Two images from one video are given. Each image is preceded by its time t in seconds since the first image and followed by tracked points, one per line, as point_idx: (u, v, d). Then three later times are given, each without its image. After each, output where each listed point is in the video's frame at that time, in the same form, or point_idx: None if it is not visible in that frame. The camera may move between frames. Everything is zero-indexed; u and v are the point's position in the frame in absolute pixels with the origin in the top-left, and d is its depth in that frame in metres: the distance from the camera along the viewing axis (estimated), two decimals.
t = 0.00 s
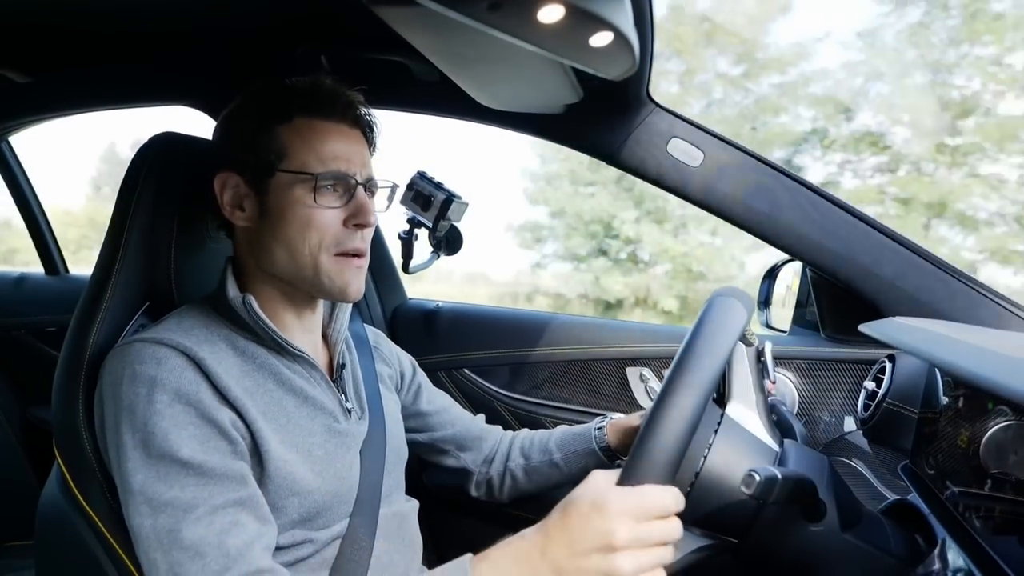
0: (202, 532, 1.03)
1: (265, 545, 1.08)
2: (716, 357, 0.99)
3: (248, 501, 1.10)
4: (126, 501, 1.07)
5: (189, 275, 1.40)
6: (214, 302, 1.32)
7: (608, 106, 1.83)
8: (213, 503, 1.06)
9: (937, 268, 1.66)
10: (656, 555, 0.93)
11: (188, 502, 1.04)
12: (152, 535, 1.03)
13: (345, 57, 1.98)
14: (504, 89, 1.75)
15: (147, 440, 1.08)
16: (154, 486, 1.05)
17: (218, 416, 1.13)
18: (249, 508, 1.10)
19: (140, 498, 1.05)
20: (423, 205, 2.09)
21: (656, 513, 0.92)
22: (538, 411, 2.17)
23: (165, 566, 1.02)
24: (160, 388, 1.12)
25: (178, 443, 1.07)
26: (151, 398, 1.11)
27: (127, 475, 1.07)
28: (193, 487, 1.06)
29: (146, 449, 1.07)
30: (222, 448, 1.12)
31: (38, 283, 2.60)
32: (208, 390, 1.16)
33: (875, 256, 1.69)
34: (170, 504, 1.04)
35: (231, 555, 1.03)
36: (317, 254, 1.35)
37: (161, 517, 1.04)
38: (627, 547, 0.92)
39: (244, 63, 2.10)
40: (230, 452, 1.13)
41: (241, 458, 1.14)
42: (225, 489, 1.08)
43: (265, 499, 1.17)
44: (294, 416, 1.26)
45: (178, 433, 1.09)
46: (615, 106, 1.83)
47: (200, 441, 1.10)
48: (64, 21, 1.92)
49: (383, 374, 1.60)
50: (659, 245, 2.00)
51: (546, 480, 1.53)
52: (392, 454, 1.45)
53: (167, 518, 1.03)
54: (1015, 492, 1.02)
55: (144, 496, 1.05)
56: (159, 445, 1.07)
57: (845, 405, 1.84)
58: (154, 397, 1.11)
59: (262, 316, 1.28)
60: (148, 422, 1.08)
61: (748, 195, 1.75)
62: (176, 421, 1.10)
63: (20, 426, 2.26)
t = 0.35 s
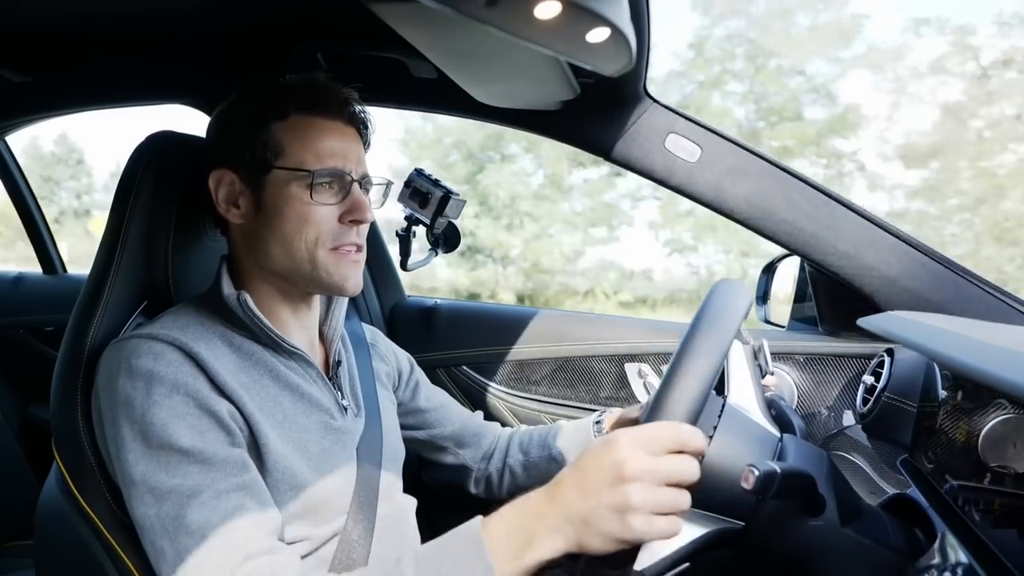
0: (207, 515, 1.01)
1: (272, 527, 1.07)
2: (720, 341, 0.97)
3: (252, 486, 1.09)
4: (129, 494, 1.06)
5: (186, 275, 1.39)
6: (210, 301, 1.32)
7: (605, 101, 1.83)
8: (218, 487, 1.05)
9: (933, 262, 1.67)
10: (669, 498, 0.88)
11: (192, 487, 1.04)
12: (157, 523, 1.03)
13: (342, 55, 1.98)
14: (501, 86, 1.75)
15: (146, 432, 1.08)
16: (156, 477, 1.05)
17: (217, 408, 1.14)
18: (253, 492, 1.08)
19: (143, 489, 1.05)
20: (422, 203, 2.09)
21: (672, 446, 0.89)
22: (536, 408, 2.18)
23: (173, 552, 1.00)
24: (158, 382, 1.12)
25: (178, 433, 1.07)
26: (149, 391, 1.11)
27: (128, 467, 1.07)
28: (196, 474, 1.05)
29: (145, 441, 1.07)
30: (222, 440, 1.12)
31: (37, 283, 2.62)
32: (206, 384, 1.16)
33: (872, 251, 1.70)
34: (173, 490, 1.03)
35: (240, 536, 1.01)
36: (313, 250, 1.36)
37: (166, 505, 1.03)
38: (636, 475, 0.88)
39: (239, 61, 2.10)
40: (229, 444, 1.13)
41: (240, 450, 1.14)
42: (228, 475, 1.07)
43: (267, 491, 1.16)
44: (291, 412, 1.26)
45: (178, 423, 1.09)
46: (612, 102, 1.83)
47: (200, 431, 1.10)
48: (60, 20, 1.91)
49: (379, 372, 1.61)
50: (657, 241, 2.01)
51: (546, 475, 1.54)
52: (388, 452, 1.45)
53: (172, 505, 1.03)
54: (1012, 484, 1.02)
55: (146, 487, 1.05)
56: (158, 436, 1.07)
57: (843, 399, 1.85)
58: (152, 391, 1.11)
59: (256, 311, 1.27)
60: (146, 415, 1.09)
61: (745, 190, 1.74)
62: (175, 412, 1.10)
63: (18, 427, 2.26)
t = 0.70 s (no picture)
0: (211, 510, 1.01)
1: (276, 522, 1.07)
2: (721, 338, 0.95)
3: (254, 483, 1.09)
4: (132, 493, 1.06)
5: (186, 278, 1.39)
6: (208, 303, 1.32)
7: (604, 102, 1.83)
8: (220, 484, 1.04)
9: (933, 262, 1.67)
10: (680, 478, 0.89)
11: (194, 483, 1.03)
12: (160, 520, 1.02)
13: (340, 56, 1.98)
14: (499, 87, 1.75)
15: (147, 430, 1.07)
16: (158, 475, 1.05)
17: (217, 407, 1.14)
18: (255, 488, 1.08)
19: (145, 487, 1.05)
20: (421, 204, 2.08)
21: (679, 426, 0.89)
22: (536, 409, 2.18)
23: (177, 548, 1.00)
24: (158, 382, 1.12)
25: (178, 431, 1.07)
26: (149, 391, 1.11)
27: (129, 466, 1.06)
28: (198, 472, 1.05)
29: (146, 440, 1.07)
30: (222, 438, 1.12)
31: (36, 285, 2.62)
32: (205, 384, 1.16)
33: (871, 251, 1.70)
34: (175, 487, 1.03)
35: (244, 531, 1.00)
36: (311, 254, 1.36)
37: (169, 502, 1.02)
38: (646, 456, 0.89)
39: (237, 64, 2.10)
40: (229, 442, 1.13)
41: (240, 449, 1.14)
42: (229, 471, 1.07)
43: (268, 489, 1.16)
44: (289, 413, 1.26)
45: (178, 422, 1.09)
46: (612, 102, 1.83)
47: (200, 429, 1.10)
48: (58, 23, 1.92)
49: (378, 374, 1.61)
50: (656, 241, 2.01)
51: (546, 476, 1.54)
52: (388, 455, 1.45)
53: (174, 502, 1.02)
54: (1012, 484, 1.02)
55: (148, 485, 1.04)
56: (159, 435, 1.06)
57: (843, 400, 1.86)
58: (151, 391, 1.11)
59: (254, 315, 1.27)
60: (146, 414, 1.08)
61: (744, 191, 1.75)
62: (175, 411, 1.10)
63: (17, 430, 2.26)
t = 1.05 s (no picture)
0: (215, 502, 1.00)
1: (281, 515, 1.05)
2: (721, 344, 0.94)
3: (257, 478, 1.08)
4: (134, 490, 1.05)
5: (186, 282, 1.39)
6: (208, 305, 1.32)
7: (604, 105, 1.83)
8: (224, 477, 1.03)
9: (932, 265, 1.67)
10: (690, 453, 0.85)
11: (198, 476, 1.02)
12: (163, 516, 1.01)
13: (340, 61, 1.98)
14: (499, 91, 1.75)
15: (148, 427, 1.07)
16: (160, 470, 1.04)
17: (219, 405, 1.13)
18: (258, 481, 1.07)
19: (147, 483, 1.03)
20: (420, 208, 2.08)
21: (689, 403, 0.86)
22: (537, 413, 2.18)
23: (181, 541, 0.99)
24: (159, 380, 1.12)
25: (180, 427, 1.07)
26: (150, 389, 1.11)
27: (131, 463, 1.06)
28: (201, 466, 1.04)
29: (148, 437, 1.07)
30: (224, 436, 1.12)
31: (37, 289, 2.62)
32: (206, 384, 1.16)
33: (869, 254, 1.70)
34: (179, 481, 1.02)
35: (249, 521, 0.99)
36: (315, 257, 1.36)
37: (172, 496, 1.01)
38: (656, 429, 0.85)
39: (237, 69, 2.11)
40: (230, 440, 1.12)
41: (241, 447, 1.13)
42: (232, 465, 1.06)
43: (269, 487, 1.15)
44: (288, 415, 1.26)
45: (180, 419, 1.08)
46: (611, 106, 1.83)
47: (203, 425, 1.09)
48: (58, 28, 1.92)
49: (377, 377, 1.60)
50: (657, 246, 2.01)
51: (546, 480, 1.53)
52: (387, 459, 1.45)
53: (177, 496, 1.01)
54: (1012, 487, 1.01)
55: (151, 480, 1.03)
56: (161, 431, 1.06)
57: (843, 403, 1.86)
58: (152, 389, 1.11)
59: (257, 320, 1.27)
60: (148, 411, 1.08)
61: (744, 193, 1.75)
62: (177, 408, 1.09)
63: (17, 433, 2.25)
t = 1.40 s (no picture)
0: (229, 479, 1.00)
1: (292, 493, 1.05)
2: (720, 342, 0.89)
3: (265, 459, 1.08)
4: (145, 475, 1.05)
5: (184, 278, 1.39)
6: (206, 301, 1.31)
7: (604, 105, 1.83)
8: (236, 455, 1.03)
9: (931, 266, 1.67)
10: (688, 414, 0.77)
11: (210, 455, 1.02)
12: (177, 497, 1.00)
13: (342, 57, 1.98)
14: (499, 89, 1.75)
15: (155, 413, 1.07)
16: (170, 453, 1.03)
17: (223, 392, 1.14)
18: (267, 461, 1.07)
19: (158, 467, 1.03)
20: (419, 205, 2.06)
21: (693, 360, 0.79)
22: (534, 412, 2.18)
23: (198, 519, 0.98)
24: (162, 368, 1.12)
25: (187, 412, 1.07)
26: (154, 376, 1.11)
27: (140, 449, 1.05)
28: (211, 447, 1.04)
29: (155, 423, 1.07)
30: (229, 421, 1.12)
31: (36, 284, 2.62)
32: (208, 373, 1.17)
33: (864, 254, 1.71)
34: (190, 462, 1.02)
35: (265, 494, 0.99)
36: (324, 253, 1.36)
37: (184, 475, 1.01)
38: (651, 380, 0.79)
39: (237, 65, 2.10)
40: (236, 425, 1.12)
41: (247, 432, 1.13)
42: (241, 446, 1.06)
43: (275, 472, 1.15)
44: (287, 408, 1.26)
45: (186, 404, 1.08)
46: (611, 105, 1.83)
47: (209, 410, 1.10)
48: (60, 23, 1.92)
49: (375, 375, 1.61)
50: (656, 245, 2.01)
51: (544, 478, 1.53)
52: (383, 457, 1.45)
53: (190, 475, 1.01)
54: (1008, 489, 1.01)
55: (162, 464, 1.03)
56: (168, 415, 1.06)
57: (840, 405, 1.86)
58: (157, 377, 1.11)
59: (255, 313, 1.27)
60: (153, 398, 1.08)
61: (743, 194, 1.75)
62: (182, 394, 1.09)
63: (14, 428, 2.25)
